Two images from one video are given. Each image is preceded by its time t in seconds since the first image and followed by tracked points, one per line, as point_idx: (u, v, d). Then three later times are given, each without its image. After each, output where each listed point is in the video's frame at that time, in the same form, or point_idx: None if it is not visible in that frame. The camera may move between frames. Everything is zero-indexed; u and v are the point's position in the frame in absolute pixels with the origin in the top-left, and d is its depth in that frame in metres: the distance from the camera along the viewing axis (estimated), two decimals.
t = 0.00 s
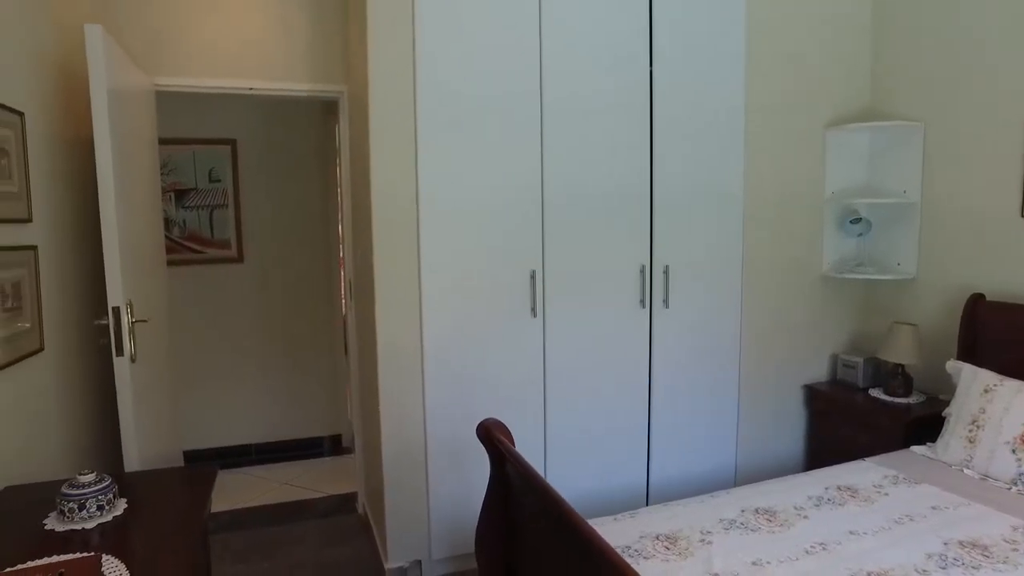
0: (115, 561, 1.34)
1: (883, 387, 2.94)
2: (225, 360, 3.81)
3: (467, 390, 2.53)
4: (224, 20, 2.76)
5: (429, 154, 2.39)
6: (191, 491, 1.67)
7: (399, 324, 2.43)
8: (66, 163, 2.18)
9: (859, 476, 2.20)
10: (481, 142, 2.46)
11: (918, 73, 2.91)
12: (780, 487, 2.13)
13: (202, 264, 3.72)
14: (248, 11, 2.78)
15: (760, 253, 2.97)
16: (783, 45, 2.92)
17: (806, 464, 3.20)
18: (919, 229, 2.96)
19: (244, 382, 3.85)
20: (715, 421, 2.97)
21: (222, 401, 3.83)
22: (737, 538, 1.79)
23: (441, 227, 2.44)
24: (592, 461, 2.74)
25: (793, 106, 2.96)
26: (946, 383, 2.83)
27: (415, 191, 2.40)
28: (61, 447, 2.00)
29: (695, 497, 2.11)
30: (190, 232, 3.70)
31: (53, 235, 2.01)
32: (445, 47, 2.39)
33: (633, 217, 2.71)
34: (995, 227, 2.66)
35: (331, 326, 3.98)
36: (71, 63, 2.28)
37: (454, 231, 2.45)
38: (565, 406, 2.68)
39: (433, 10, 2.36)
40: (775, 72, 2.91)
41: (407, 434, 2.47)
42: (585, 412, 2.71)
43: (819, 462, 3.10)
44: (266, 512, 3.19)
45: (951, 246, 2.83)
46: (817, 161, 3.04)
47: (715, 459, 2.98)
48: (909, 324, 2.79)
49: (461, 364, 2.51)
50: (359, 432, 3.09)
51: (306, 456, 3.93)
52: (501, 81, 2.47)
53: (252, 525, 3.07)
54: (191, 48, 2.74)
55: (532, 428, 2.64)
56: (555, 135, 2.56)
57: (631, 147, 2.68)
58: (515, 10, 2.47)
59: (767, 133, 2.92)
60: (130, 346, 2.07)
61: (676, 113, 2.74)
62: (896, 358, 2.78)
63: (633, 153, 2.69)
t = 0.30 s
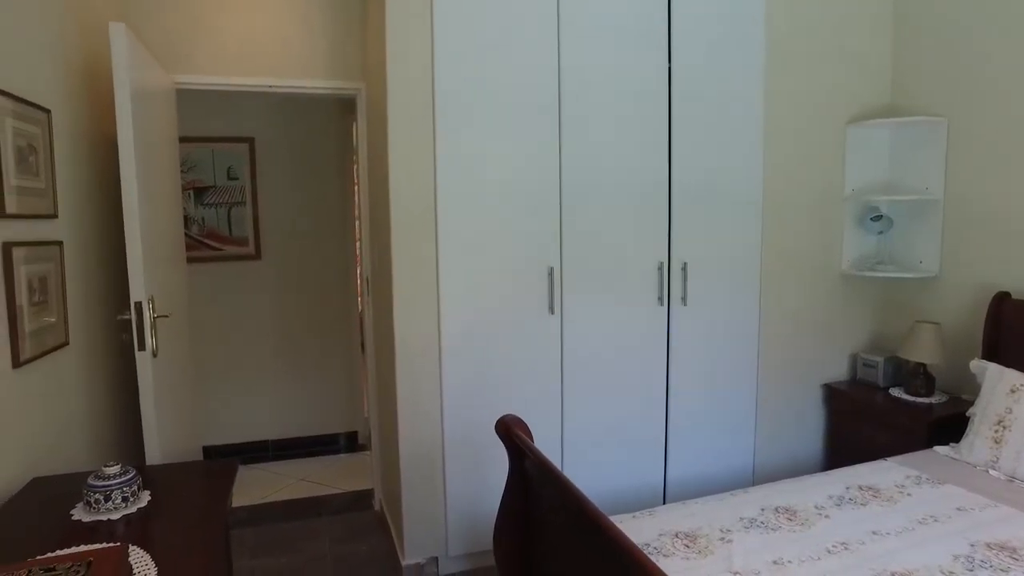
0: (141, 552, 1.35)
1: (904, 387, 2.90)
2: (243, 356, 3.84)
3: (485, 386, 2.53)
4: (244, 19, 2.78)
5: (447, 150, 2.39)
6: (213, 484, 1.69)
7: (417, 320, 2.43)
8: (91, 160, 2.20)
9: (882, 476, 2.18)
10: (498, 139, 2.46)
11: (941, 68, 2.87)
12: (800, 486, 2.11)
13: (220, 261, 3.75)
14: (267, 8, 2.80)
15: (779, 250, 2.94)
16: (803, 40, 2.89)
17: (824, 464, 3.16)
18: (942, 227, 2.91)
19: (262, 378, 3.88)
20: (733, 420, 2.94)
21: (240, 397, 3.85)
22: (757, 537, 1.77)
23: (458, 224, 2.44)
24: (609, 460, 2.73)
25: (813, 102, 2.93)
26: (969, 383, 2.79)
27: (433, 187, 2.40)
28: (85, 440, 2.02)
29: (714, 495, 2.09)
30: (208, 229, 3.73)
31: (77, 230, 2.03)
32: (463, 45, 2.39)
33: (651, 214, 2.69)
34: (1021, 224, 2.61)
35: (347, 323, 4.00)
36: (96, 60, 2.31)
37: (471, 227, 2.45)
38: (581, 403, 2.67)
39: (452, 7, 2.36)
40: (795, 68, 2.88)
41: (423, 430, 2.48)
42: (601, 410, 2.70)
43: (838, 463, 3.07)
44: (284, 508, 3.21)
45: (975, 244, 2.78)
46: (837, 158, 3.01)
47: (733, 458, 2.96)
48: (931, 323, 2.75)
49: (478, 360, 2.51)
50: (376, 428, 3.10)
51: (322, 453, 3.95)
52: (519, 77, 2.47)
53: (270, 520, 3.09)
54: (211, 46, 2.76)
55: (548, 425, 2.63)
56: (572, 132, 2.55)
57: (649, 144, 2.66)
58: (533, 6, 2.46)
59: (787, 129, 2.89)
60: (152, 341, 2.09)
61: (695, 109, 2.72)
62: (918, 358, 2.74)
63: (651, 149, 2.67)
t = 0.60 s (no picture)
0: (166, 542, 1.36)
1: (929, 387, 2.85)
2: (262, 352, 3.87)
3: (504, 383, 2.52)
4: (264, 15, 2.79)
5: (466, 146, 2.39)
6: (235, 478, 1.69)
7: (436, 315, 2.43)
8: (116, 155, 2.22)
9: (908, 476, 2.14)
10: (518, 134, 2.45)
11: (969, 61, 2.81)
12: (824, 486, 2.08)
13: (240, 257, 3.78)
14: (287, 5, 2.81)
15: (802, 247, 2.90)
16: (827, 33, 2.85)
17: (847, 464, 3.12)
18: (969, 223, 2.85)
19: (281, 374, 3.90)
20: (753, 419, 2.91)
21: (259, 392, 3.88)
22: (781, 536, 1.74)
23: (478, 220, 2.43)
24: (627, 458, 2.71)
25: (837, 97, 2.89)
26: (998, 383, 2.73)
27: (453, 183, 2.40)
28: (110, 433, 2.04)
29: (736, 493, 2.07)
30: (228, 226, 3.76)
31: (102, 225, 2.05)
32: (482, 39, 2.38)
33: (673, 210, 2.67)
34: None
35: (365, 320, 4.01)
36: (120, 56, 2.33)
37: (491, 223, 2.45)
38: (600, 401, 2.65)
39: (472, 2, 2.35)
40: (819, 62, 2.84)
41: (441, 426, 2.47)
42: (620, 408, 2.68)
43: (861, 463, 3.02)
44: (303, 503, 3.23)
45: (1003, 241, 2.72)
46: (860, 153, 2.96)
47: (753, 457, 2.93)
48: (958, 322, 2.70)
49: (497, 357, 2.50)
50: (394, 424, 3.10)
51: (339, 449, 3.96)
52: (539, 72, 2.45)
53: (289, 515, 3.11)
54: (232, 43, 2.77)
55: (567, 423, 2.62)
56: (592, 127, 2.53)
57: (669, 139, 2.64)
58: None
59: (810, 124, 2.85)
60: (174, 336, 2.10)
61: (717, 104, 2.69)
62: (944, 357, 2.69)
63: (672, 145, 2.64)
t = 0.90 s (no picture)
0: (191, 534, 1.37)
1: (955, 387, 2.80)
2: (282, 348, 3.89)
3: (523, 380, 2.51)
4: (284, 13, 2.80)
5: (486, 142, 2.38)
6: (257, 471, 1.70)
7: (455, 312, 2.42)
8: (140, 152, 2.25)
9: (935, 477, 2.10)
10: (537, 130, 2.43)
11: (998, 54, 2.75)
12: (848, 485, 2.04)
13: (259, 254, 3.80)
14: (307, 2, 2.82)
15: (825, 245, 2.86)
16: (851, 27, 2.80)
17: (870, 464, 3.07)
18: (997, 220, 2.79)
19: (300, 369, 3.93)
20: (775, 418, 2.88)
21: (278, 388, 3.91)
22: (805, 536, 1.72)
23: (497, 216, 2.42)
24: (647, 456, 2.69)
25: (861, 92, 2.84)
26: None
27: (473, 180, 2.39)
28: (134, 426, 2.06)
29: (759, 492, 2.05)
30: (248, 223, 3.79)
31: (127, 221, 2.07)
32: (502, 35, 2.37)
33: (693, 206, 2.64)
34: None
35: (383, 316, 4.02)
36: (143, 54, 2.35)
37: (510, 220, 2.44)
38: (619, 399, 2.63)
39: None
40: (842, 56, 2.80)
41: (460, 423, 2.47)
42: (639, 406, 2.66)
43: (885, 463, 2.98)
44: (322, 499, 3.24)
45: None
46: (885, 149, 2.91)
47: (775, 457, 2.89)
48: (987, 321, 2.64)
49: (516, 354, 2.50)
50: (413, 420, 3.11)
51: (357, 445, 3.98)
52: (558, 68, 2.44)
53: (308, 510, 3.12)
54: (252, 41, 2.79)
55: (586, 421, 2.61)
56: (612, 123, 2.51)
57: (690, 135, 2.61)
58: None
59: (833, 120, 2.81)
60: (196, 330, 2.12)
61: (738, 99, 2.66)
62: (971, 357, 2.63)
63: (693, 140, 2.62)
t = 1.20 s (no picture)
0: (223, 523, 1.39)
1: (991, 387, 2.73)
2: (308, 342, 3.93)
3: (548, 376, 2.51)
4: (312, 10, 2.82)
5: (512, 137, 2.38)
6: (286, 463, 1.72)
7: (481, 307, 2.42)
8: (172, 147, 2.28)
9: (972, 479, 2.04)
10: (564, 125, 2.42)
11: None
12: (881, 486, 2.00)
13: (286, 250, 3.84)
14: None
15: (856, 241, 2.81)
16: (884, 19, 2.74)
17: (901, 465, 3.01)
18: None
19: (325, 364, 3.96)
20: (803, 417, 2.83)
21: (304, 381, 3.95)
22: (837, 536, 1.69)
23: (523, 211, 2.41)
24: (672, 455, 2.67)
25: (895, 85, 2.78)
26: None
27: (499, 175, 2.39)
28: (166, 417, 2.09)
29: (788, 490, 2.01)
30: (275, 219, 3.83)
31: (159, 215, 2.10)
32: (529, 30, 2.36)
33: (721, 202, 2.61)
34: None
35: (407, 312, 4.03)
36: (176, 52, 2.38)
37: (536, 215, 2.43)
38: (645, 396, 2.61)
39: None
40: (875, 49, 2.74)
41: (485, 417, 2.47)
42: (665, 404, 2.64)
43: (916, 464, 2.91)
44: (346, 493, 3.27)
45: None
46: (919, 143, 2.85)
47: (803, 455, 2.85)
48: None
49: (541, 349, 2.49)
50: (437, 415, 3.12)
51: (381, 440, 4.01)
52: (585, 63, 2.42)
53: (333, 504, 3.15)
54: (280, 38, 2.81)
55: (611, 418, 2.59)
56: (640, 117, 2.49)
57: (718, 130, 2.58)
58: None
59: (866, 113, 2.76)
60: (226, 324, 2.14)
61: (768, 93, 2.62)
62: (1009, 356, 2.56)
63: (721, 135, 2.58)
